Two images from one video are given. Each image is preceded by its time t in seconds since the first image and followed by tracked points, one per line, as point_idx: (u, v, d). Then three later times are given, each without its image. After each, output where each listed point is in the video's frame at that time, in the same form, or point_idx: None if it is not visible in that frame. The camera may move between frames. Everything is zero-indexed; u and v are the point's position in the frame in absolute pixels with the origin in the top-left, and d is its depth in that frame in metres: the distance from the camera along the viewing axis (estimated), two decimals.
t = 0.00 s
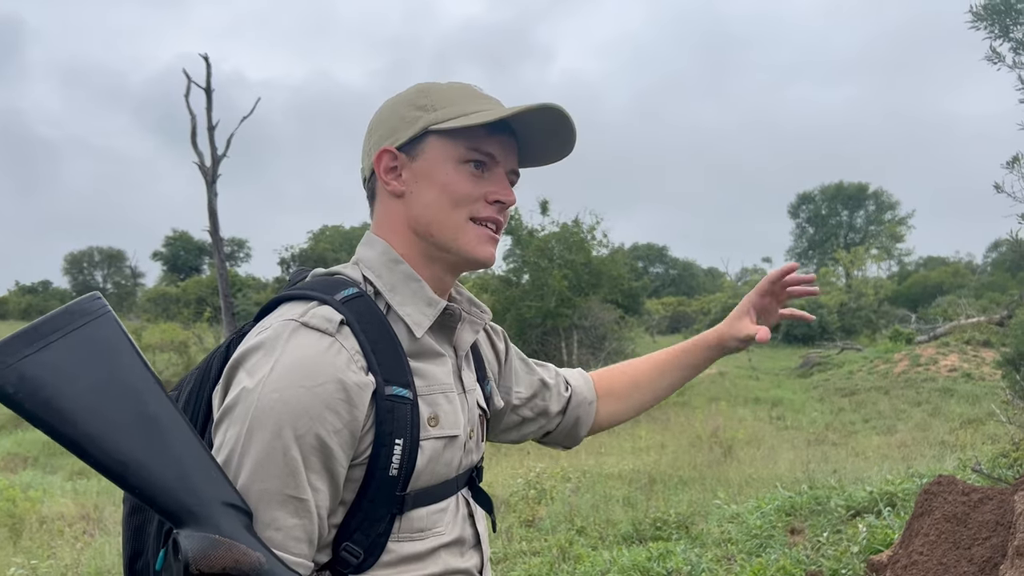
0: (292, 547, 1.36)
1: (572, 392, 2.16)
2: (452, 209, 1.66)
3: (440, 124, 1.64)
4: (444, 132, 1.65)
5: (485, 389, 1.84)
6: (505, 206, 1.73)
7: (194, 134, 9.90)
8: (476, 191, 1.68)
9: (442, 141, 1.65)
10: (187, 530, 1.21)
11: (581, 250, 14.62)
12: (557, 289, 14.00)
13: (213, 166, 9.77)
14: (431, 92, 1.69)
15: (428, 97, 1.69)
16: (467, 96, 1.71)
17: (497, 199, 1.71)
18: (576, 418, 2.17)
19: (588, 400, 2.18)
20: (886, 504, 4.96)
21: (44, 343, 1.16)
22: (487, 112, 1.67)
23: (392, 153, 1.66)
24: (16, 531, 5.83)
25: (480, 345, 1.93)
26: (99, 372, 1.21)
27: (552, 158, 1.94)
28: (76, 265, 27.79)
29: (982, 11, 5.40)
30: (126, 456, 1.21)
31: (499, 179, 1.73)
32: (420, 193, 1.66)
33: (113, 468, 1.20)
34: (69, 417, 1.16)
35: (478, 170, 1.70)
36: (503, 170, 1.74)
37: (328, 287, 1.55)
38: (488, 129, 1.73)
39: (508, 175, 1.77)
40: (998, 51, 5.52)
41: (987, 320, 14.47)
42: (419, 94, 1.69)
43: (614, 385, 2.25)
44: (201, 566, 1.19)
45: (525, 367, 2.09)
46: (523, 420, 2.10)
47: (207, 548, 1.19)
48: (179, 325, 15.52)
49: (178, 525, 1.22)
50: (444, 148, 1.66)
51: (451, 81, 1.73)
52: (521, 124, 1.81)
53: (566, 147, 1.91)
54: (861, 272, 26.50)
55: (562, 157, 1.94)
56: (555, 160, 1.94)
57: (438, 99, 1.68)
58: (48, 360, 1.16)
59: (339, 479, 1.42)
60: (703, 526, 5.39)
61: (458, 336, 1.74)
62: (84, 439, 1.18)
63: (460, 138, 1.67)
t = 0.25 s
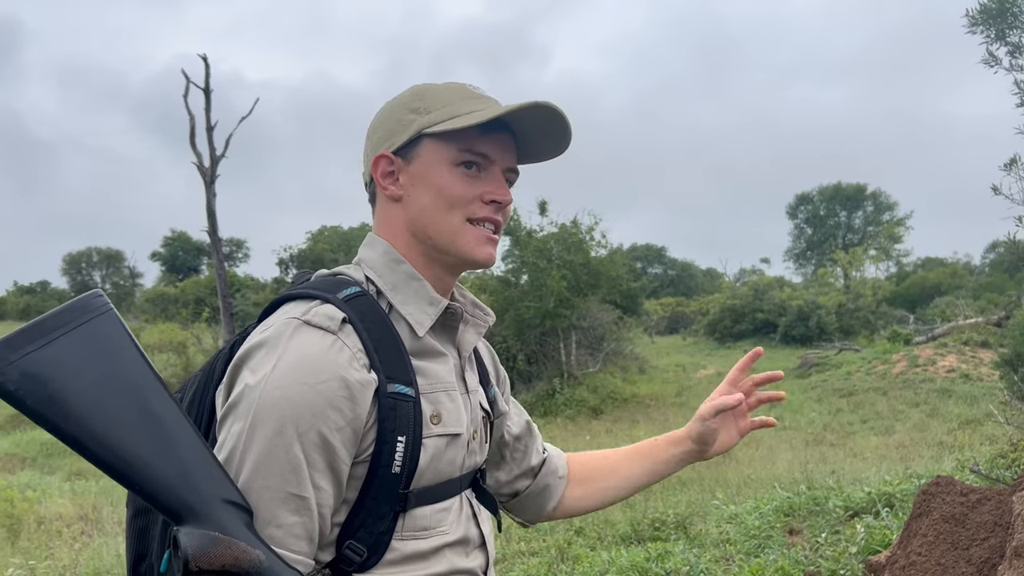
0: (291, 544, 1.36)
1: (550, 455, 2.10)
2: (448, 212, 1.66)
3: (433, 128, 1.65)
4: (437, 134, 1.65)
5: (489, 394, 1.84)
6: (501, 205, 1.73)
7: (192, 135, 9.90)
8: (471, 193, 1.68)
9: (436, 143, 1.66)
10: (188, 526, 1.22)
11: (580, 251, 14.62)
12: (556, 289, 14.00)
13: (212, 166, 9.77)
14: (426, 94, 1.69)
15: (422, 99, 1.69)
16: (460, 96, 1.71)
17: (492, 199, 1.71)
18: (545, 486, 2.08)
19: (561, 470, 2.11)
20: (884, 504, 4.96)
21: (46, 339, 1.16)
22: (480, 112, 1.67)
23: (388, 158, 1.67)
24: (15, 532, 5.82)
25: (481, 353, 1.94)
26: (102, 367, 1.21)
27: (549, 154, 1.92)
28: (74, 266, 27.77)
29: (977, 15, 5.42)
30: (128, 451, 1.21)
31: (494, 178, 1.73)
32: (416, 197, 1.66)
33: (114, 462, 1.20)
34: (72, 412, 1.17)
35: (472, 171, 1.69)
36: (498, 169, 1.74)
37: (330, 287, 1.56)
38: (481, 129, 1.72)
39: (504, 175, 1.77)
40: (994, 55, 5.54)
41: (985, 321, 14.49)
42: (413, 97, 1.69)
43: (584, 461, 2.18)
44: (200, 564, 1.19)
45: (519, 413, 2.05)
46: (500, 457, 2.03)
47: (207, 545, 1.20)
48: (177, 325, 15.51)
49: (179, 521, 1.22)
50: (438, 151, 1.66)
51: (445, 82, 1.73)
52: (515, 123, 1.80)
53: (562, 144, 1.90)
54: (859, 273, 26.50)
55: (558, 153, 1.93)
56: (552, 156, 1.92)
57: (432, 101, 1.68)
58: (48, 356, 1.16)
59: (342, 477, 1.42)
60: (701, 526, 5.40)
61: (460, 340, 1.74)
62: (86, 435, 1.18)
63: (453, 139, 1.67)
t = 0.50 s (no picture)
0: (285, 533, 1.35)
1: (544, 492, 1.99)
2: (446, 221, 1.66)
3: (437, 135, 1.64)
4: (441, 142, 1.64)
5: (494, 398, 1.83)
6: (501, 217, 1.71)
7: (191, 135, 9.90)
8: (471, 203, 1.66)
9: (439, 150, 1.65)
10: (183, 509, 1.21)
11: (579, 251, 14.62)
12: (555, 290, 13.99)
13: (210, 166, 9.77)
14: (435, 100, 1.68)
15: (432, 104, 1.68)
16: (471, 103, 1.69)
17: (491, 210, 1.69)
18: (530, 523, 1.97)
19: (552, 513, 1.99)
20: (882, 505, 4.96)
21: (52, 319, 1.16)
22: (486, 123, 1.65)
23: (396, 161, 1.68)
24: (13, 532, 5.80)
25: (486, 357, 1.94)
26: (107, 349, 1.21)
27: (560, 166, 1.89)
28: (72, 266, 27.75)
29: (976, 17, 5.42)
30: (129, 432, 1.20)
31: (497, 189, 1.71)
32: (418, 203, 1.66)
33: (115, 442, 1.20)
34: (73, 392, 1.17)
35: (474, 180, 1.68)
36: (501, 180, 1.72)
37: (335, 284, 1.56)
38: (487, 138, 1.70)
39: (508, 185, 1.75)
40: (993, 57, 5.55)
41: (983, 321, 14.51)
42: (424, 103, 1.69)
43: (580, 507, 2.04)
44: (194, 547, 1.18)
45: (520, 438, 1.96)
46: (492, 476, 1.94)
47: (202, 528, 1.19)
48: (176, 325, 15.50)
49: (175, 504, 1.22)
50: (441, 157, 1.65)
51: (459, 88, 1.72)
52: (525, 134, 1.77)
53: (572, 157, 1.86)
54: (858, 273, 26.51)
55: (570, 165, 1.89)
56: (563, 169, 1.89)
57: (440, 108, 1.67)
58: (53, 337, 1.16)
59: (340, 468, 1.41)
60: (700, 527, 5.40)
61: (463, 342, 1.75)
62: (88, 414, 1.17)
63: (456, 147, 1.65)
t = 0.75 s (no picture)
0: (254, 529, 1.40)
1: (574, 472, 1.90)
2: (451, 231, 1.63)
3: (443, 146, 1.61)
4: (447, 152, 1.62)
5: (492, 397, 1.76)
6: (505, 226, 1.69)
7: (189, 135, 9.91)
8: (478, 215, 1.64)
9: (443, 160, 1.62)
10: (148, 505, 1.30)
11: (577, 252, 14.62)
12: (553, 290, 13.98)
13: (208, 166, 9.76)
14: (438, 105, 1.65)
15: (433, 109, 1.65)
16: (473, 111, 1.67)
17: (496, 220, 1.66)
18: (561, 507, 1.88)
19: (587, 495, 1.88)
20: (881, 506, 4.95)
21: (20, 327, 1.26)
22: (492, 135, 1.63)
23: (394, 166, 1.64)
24: (10, 532, 5.78)
25: (493, 352, 1.89)
26: (75, 355, 1.31)
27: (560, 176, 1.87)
28: (70, 266, 27.68)
29: (976, 14, 5.42)
30: (95, 432, 1.30)
31: (501, 199, 1.68)
32: (420, 210, 1.64)
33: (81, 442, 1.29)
34: (43, 398, 1.26)
35: (479, 190, 1.65)
36: (505, 189, 1.70)
37: (312, 284, 1.59)
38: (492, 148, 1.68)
39: (510, 193, 1.72)
40: (993, 55, 5.55)
41: (981, 322, 14.51)
42: (425, 106, 1.66)
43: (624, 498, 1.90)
44: (157, 540, 1.27)
45: (538, 422, 1.95)
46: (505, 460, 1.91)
47: (164, 523, 1.28)
48: (174, 325, 15.48)
49: (140, 501, 1.31)
50: (446, 167, 1.62)
51: (459, 93, 1.69)
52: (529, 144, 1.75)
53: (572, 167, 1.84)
54: (856, 274, 26.51)
55: (569, 174, 1.87)
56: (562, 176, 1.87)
57: (444, 114, 1.64)
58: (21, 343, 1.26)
59: (308, 465, 1.43)
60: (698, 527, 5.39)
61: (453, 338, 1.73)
62: (55, 416, 1.27)
63: (461, 158, 1.62)
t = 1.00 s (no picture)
0: (229, 523, 1.41)
1: (590, 477, 1.83)
2: (427, 232, 1.63)
3: (412, 146, 1.60)
4: (418, 153, 1.60)
5: (484, 396, 1.72)
6: (486, 223, 1.67)
7: (187, 135, 9.91)
8: (452, 214, 1.62)
9: (416, 161, 1.61)
10: (125, 496, 1.31)
11: (575, 252, 14.63)
12: (552, 291, 13.99)
13: (207, 166, 9.77)
14: (409, 103, 1.64)
15: (404, 108, 1.64)
16: (443, 107, 1.66)
17: (474, 218, 1.64)
18: (579, 514, 1.81)
19: (604, 502, 1.80)
20: (879, 506, 4.97)
21: None
22: (464, 132, 1.60)
23: (369, 171, 1.65)
24: (7, 533, 5.77)
25: (494, 350, 1.85)
26: (46, 351, 1.32)
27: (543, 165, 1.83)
28: (68, 266, 27.64)
29: (978, 12, 5.43)
30: (66, 427, 1.30)
31: (479, 196, 1.66)
32: (398, 213, 1.64)
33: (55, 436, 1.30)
34: (16, 392, 1.27)
35: (455, 190, 1.63)
36: (484, 187, 1.67)
37: (290, 289, 1.63)
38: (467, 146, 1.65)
39: (490, 189, 1.69)
40: (993, 52, 5.57)
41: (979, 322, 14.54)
42: (396, 105, 1.65)
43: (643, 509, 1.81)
44: (133, 530, 1.29)
45: (552, 422, 1.89)
46: (515, 465, 1.89)
47: (141, 514, 1.29)
48: (172, 325, 15.47)
49: (116, 494, 1.31)
50: (419, 169, 1.61)
51: (431, 89, 1.68)
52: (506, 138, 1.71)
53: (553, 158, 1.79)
54: (854, 275, 26.53)
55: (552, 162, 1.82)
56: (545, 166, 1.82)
57: (414, 113, 1.63)
58: None
59: (275, 462, 1.45)
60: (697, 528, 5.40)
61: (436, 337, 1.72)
62: (29, 412, 1.28)
63: (434, 158, 1.60)
